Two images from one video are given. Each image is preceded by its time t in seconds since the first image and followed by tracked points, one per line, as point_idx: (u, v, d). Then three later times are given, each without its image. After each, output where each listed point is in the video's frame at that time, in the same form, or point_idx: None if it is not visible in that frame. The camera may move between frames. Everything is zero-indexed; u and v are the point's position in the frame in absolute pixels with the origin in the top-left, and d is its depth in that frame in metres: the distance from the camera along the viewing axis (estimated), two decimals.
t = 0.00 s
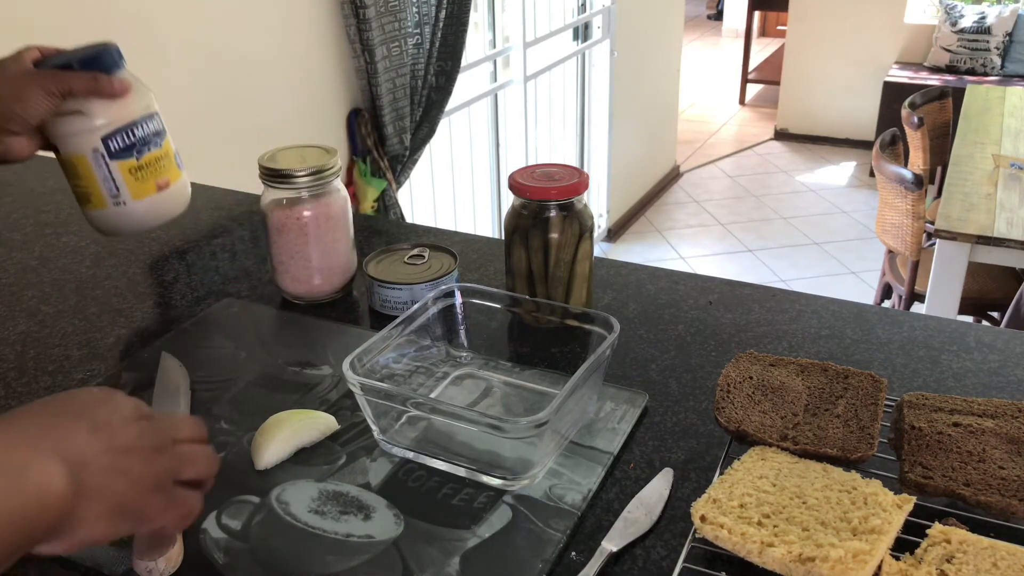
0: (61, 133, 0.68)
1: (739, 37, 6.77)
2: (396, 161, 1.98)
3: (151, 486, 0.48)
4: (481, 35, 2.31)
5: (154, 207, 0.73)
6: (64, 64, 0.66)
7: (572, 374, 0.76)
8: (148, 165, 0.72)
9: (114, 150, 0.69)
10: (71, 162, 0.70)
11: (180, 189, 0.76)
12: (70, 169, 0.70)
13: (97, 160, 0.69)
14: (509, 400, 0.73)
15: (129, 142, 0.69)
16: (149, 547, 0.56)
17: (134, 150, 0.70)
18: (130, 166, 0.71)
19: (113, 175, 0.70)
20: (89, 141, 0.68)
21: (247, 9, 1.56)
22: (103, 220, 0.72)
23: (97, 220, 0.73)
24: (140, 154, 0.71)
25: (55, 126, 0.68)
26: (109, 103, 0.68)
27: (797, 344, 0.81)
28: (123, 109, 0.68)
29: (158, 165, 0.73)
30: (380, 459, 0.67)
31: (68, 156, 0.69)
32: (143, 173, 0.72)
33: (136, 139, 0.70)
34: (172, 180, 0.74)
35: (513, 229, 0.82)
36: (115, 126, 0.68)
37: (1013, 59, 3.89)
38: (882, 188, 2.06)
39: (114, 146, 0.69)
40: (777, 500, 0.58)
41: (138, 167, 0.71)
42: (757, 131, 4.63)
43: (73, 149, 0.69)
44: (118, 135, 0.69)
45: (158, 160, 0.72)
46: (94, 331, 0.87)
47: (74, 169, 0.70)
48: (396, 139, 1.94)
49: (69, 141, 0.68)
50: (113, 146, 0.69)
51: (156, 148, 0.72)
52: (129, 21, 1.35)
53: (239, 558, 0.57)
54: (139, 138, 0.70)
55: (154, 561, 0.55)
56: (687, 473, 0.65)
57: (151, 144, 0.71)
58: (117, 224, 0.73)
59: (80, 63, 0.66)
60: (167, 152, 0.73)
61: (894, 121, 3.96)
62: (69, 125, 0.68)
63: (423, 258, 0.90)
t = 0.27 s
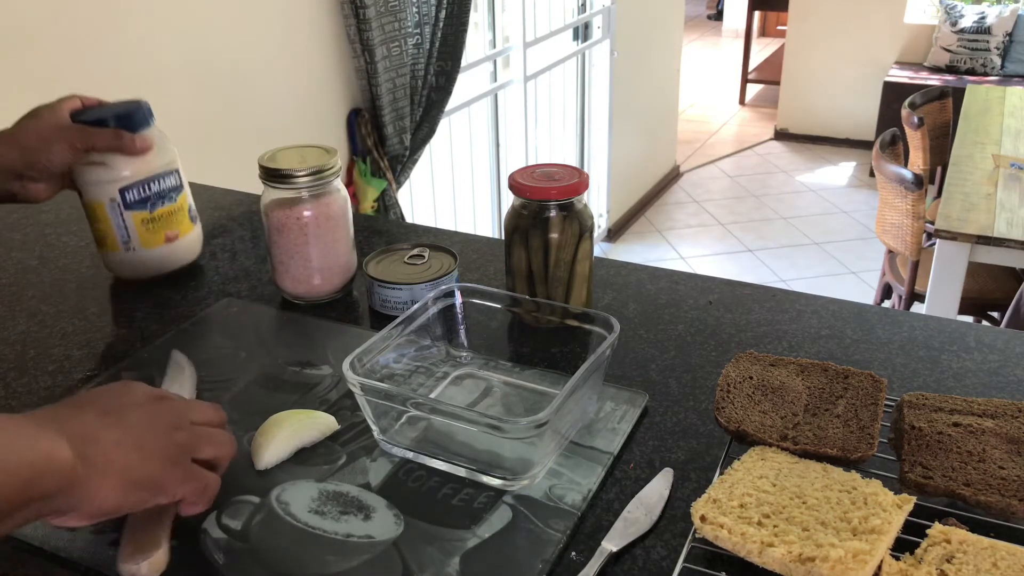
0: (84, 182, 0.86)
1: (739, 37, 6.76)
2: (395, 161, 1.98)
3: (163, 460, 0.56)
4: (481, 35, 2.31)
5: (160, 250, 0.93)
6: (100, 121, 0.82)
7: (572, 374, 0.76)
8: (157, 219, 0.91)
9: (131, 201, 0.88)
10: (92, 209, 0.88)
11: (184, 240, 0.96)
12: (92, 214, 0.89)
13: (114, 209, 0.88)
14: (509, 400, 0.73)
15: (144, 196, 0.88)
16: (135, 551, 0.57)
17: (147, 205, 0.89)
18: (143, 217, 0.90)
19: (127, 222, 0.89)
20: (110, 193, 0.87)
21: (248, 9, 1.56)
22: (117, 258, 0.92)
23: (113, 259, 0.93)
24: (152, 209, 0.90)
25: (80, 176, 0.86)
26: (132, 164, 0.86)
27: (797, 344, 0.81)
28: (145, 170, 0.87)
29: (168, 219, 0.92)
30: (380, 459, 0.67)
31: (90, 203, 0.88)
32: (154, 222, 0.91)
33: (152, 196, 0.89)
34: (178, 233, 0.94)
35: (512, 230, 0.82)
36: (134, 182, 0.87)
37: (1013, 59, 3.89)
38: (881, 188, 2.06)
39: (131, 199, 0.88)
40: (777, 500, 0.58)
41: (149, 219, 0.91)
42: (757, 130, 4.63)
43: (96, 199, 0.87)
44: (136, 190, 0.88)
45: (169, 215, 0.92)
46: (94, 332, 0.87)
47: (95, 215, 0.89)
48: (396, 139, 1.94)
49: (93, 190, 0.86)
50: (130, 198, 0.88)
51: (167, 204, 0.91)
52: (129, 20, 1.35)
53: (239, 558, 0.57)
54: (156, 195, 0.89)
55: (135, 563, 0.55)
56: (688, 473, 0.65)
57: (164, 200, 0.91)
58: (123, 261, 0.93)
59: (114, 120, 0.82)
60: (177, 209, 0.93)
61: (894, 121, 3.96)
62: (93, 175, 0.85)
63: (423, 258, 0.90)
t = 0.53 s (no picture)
0: (81, 187, 0.87)
1: (739, 37, 6.76)
2: (395, 161, 1.98)
3: (140, 501, 0.50)
4: (481, 35, 2.31)
5: (150, 263, 0.94)
6: (104, 123, 0.84)
7: (573, 374, 0.76)
8: (151, 230, 0.92)
9: (125, 211, 0.88)
10: (87, 214, 0.89)
11: (177, 253, 0.95)
12: (87, 219, 0.90)
13: (108, 218, 0.88)
14: (509, 400, 0.73)
15: (138, 207, 0.89)
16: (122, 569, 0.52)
17: (142, 216, 0.90)
18: (134, 228, 0.90)
19: (119, 232, 0.90)
20: (104, 201, 0.87)
21: (248, 9, 1.56)
22: (108, 265, 0.93)
23: (105, 265, 0.93)
24: (147, 220, 0.90)
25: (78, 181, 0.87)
26: (131, 173, 0.87)
27: (797, 344, 0.81)
28: (140, 180, 0.87)
29: (161, 230, 0.92)
30: (380, 459, 0.67)
31: (86, 208, 0.88)
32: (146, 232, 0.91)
33: (146, 207, 0.89)
34: (170, 246, 0.94)
35: (512, 229, 0.83)
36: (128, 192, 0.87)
37: (1013, 59, 3.89)
38: (881, 188, 2.05)
39: (125, 208, 0.88)
40: (777, 501, 0.58)
41: (140, 230, 0.91)
42: (757, 130, 4.63)
43: (90, 205, 0.88)
44: (130, 200, 0.88)
45: (162, 226, 0.92)
46: (94, 332, 0.87)
47: (89, 220, 0.90)
48: (396, 139, 1.94)
49: (89, 196, 0.87)
50: (124, 208, 0.88)
51: (162, 217, 0.91)
52: (129, 20, 1.35)
53: (239, 559, 0.57)
54: (150, 207, 0.89)
55: None
56: (687, 473, 0.65)
57: (158, 213, 0.91)
58: (114, 270, 0.93)
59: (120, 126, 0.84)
60: (172, 222, 0.93)
61: (894, 121, 3.96)
62: (90, 181, 0.86)
63: (423, 258, 0.90)
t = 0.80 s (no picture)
0: (83, 189, 0.87)
1: (739, 37, 6.76)
2: (395, 161, 1.98)
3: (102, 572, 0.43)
4: (481, 35, 2.31)
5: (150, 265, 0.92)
6: (105, 127, 0.85)
7: (573, 374, 0.76)
8: (152, 230, 0.90)
9: (124, 211, 0.88)
10: (88, 215, 0.89)
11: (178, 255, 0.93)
12: (87, 220, 0.89)
13: (108, 218, 0.88)
14: (509, 400, 0.73)
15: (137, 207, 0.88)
16: None
17: (142, 216, 0.89)
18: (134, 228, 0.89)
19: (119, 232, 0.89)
20: (105, 202, 0.87)
21: (248, 9, 1.56)
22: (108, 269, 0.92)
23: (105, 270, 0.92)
24: (147, 220, 0.89)
25: (81, 183, 0.87)
26: (131, 173, 0.87)
27: (797, 344, 0.81)
28: (140, 180, 0.87)
29: (161, 231, 0.91)
30: (380, 459, 0.67)
31: (87, 210, 0.88)
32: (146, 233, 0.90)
33: (146, 207, 0.89)
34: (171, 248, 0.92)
35: (513, 230, 0.83)
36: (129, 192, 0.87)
37: (1013, 59, 3.89)
38: (882, 188, 2.05)
39: (125, 208, 0.88)
40: (777, 501, 0.58)
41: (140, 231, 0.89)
42: (757, 130, 4.63)
43: (92, 206, 0.88)
44: (130, 201, 0.88)
45: (162, 227, 0.91)
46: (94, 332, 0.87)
47: (90, 221, 0.89)
48: (396, 139, 1.94)
49: (90, 198, 0.87)
50: (124, 207, 0.88)
51: (162, 217, 0.91)
52: (129, 20, 1.35)
53: (239, 559, 0.57)
54: (149, 207, 0.89)
55: None
56: (687, 472, 0.65)
57: (158, 213, 0.90)
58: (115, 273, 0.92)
59: (120, 130, 0.85)
60: (172, 222, 0.92)
61: (894, 122, 3.96)
62: (93, 182, 0.86)
63: (423, 258, 0.90)
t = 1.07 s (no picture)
0: (83, 189, 0.87)
1: (739, 37, 6.76)
2: (395, 161, 1.98)
3: None
4: (481, 35, 2.31)
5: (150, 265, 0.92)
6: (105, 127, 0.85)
7: (573, 373, 0.76)
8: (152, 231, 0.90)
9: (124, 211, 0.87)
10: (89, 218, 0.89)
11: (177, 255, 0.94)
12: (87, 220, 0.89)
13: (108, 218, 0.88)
14: (510, 400, 0.73)
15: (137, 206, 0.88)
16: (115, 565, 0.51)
17: (142, 216, 0.89)
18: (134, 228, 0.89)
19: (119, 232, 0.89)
20: (104, 201, 0.87)
21: (248, 9, 1.56)
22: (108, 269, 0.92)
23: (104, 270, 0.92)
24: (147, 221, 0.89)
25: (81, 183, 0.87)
26: (131, 173, 0.87)
27: (796, 344, 0.81)
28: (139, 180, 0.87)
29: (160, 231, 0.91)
30: (380, 459, 0.67)
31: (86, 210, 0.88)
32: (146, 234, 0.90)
33: (146, 207, 0.88)
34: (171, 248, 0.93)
35: (513, 230, 0.83)
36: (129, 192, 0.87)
37: (1013, 59, 3.89)
38: (882, 188, 2.05)
39: (125, 208, 0.87)
40: (777, 500, 0.58)
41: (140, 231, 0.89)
42: (757, 131, 4.63)
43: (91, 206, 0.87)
44: (130, 200, 0.87)
45: (161, 227, 0.91)
46: (94, 331, 0.87)
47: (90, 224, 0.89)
48: (396, 139, 1.94)
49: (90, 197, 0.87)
50: (123, 207, 0.87)
51: (162, 217, 0.90)
52: (129, 20, 1.35)
53: (239, 559, 0.57)
54: (149, 207, 0.89)
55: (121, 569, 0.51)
56: (687, 472, 0.65)
57: (158, 213, 0.90)
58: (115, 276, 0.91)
59: (120, 129, 0.85)
60: (172, 222, 0.92)
61: (894, 122, 3.96)
62: (93, 182, 0.86)
63: (423, 258, 0.90)
